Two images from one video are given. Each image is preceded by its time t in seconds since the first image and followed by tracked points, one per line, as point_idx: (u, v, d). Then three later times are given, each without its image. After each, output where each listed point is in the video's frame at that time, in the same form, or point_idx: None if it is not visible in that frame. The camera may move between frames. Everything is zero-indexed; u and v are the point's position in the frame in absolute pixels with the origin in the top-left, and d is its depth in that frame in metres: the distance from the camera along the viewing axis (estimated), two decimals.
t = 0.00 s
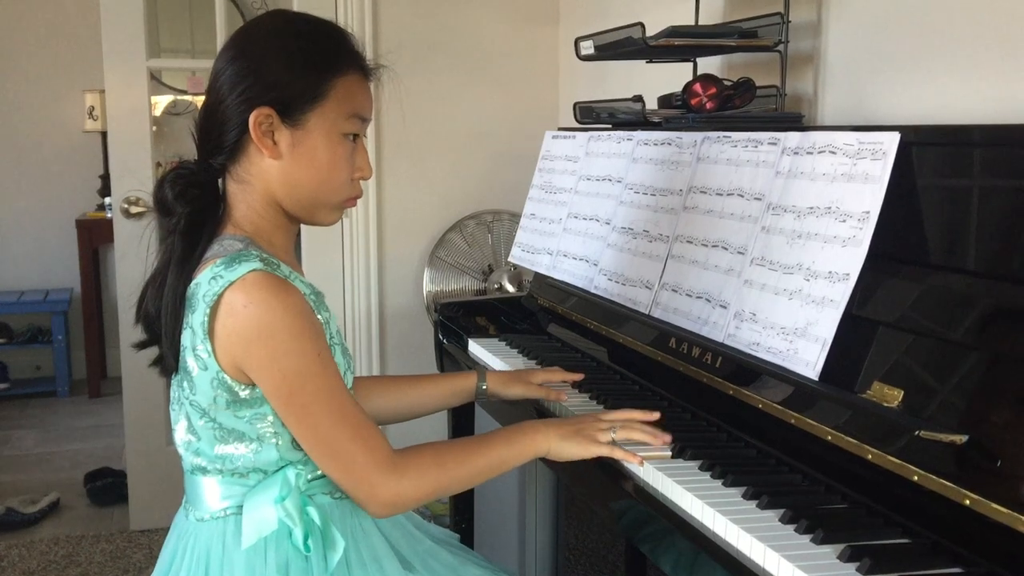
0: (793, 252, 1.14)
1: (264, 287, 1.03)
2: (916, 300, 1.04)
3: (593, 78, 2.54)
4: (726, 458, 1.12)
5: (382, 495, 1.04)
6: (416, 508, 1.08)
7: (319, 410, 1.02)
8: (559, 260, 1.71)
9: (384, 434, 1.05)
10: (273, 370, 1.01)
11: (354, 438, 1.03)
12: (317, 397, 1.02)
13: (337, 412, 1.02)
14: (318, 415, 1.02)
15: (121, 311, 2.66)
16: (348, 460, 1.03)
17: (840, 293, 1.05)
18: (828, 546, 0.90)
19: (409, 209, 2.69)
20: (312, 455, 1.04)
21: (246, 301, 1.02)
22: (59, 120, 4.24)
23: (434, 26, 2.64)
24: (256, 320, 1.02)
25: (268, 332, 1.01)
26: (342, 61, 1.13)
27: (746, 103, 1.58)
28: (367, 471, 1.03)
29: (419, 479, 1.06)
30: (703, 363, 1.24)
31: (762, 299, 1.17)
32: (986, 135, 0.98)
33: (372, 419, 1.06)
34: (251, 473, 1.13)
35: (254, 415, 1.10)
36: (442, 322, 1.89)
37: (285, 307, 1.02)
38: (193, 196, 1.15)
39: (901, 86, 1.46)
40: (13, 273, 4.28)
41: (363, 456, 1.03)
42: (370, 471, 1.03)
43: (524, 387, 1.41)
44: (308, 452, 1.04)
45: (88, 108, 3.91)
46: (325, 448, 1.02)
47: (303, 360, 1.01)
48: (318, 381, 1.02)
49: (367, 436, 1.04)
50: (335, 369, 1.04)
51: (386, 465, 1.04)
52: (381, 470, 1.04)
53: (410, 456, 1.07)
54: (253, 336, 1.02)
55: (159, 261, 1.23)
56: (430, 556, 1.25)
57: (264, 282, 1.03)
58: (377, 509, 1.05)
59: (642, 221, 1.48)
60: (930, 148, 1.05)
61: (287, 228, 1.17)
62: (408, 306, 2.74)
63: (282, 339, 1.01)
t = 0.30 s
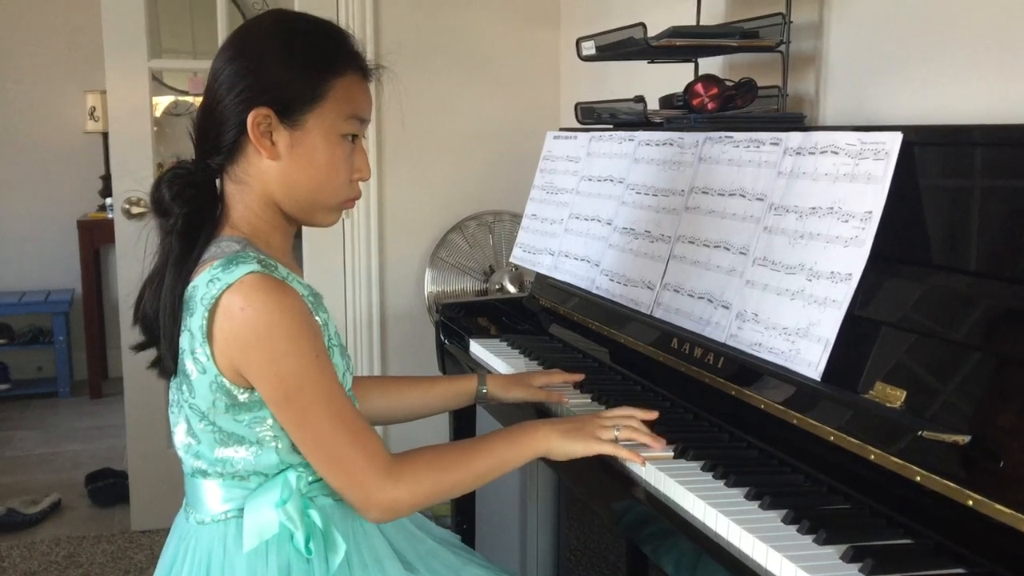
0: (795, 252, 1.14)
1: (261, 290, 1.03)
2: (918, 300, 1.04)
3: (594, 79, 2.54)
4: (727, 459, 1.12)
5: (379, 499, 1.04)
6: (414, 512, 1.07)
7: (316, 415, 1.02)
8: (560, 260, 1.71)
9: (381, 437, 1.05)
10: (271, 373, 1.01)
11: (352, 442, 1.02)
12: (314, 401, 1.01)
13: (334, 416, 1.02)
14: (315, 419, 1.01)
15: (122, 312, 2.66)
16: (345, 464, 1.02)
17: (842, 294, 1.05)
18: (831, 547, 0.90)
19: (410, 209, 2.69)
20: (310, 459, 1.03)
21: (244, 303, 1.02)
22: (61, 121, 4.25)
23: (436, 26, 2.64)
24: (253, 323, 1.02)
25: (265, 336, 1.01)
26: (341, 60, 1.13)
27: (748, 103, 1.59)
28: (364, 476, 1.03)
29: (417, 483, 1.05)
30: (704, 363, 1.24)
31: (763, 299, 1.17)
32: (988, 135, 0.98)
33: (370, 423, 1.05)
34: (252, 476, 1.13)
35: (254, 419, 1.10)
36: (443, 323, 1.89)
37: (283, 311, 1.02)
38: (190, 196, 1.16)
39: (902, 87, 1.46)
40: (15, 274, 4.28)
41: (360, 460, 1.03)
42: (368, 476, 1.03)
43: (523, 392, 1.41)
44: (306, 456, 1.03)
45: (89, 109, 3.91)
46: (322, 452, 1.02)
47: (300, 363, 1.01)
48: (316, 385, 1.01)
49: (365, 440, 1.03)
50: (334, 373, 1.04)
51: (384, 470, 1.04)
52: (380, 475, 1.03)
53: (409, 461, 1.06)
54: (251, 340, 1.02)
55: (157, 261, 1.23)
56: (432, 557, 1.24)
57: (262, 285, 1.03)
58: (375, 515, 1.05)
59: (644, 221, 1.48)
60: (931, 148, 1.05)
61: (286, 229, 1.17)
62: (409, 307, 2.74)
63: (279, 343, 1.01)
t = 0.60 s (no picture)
0: (794, 253, 1.14)
1: (257, 288, 1.03)
2: (918, 301, 1.04)
3: (594, 79, 2.54)
4: (727, 460, 1.12)
5: (382, 498, 1.02)
6: (417, 513, 1.05)
7: (313, 412, 1.00)
8: (560, 261, 1.70)
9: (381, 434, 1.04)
10: (268, 371, 1.01)
11: (350, 440, 1.01)
12: (311, 399, 1.00)
13: (331, 414, 1.01)
14: (313, 416, 1.00)
15: (122, 314, 2.66)
16: (345, 462, 1.00)
17: (841, 295, 1.05)
18: (830, 548, 0.90)
19: (410, 210, 2.69)
20: (309, 459, 1.02)
21: (239, 302, 1.02)
22: (60, 122, 4.25)
23: (435, 27, 2.64)
24: (249, 321, 1.01)
25: (261, 333, 1.01)
26: (340, 61, 1.13)
27: (747, 104, 1.59)
28: (364, 475, 1.01)
29: (419, 482, 1.04)
30: (703, 364, 1.24)
31: (763, 300, 1.17)
32: (987, 136, 0.98)
33: (370, 422, 1.04)
34: (255, 479, 1.13)
35: (255, 422, 1.10)
36: (443, 324, 1.90)
37: (278, 308, 1.02)
38: (188, 197, 1.15)
39: (902, 87, 1.46)
40: (14, 275, 4.28)
41: (359, 458, 1.01)
42: (368, 474, 1.01)
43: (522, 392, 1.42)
44: (306, 455, 1.02)
45: (88, 110, 3.91)
46: (320, 451, 1.01)
47: (295, 361, 1.01)
48: (312, 383, 1.01)
49: (364, 437, 1.02)
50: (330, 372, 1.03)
51: (384, 468, 1.02)
52: (380, 473, 1.02)
53: (411, 459, 1.05)
54: (248, 338, 1.02)
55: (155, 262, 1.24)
56: (435, 559, 1.25)
57: (257, 284, 1.03)
58: (378, 516, 1.03)
59: (644, 222, 1.48)
60: (930, 149, 1.05)
61: (284, 230, 1.17)
62: (409, 307, 2.74)
63: (274, 340, 1.01)
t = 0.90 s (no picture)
0: (791, 254, 1.14)
1: (249, 296, 1.02)
2: (915, 301, 1.04)
3: (592, 80, 2.54)
4: (723, 461, 1.12)
5: (361, 515, 1.01)
6: (395, 531, 1.04)
7: (299, 423, 1.00)
8: (557, 262, 1.71)
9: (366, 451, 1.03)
10: (257, 378, 1.01)
11: (335, 453, 1.00)
12: (298, 409, 1.00)
13: (318, 425, 1.00)
14: (298, 427, 1.00)
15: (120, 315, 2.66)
16: (326, 477, 1.00)
17: (838, 295, 1.06)
18: (827, 548, 0.90)
19: (408, 211, 2.69)
20: (291, 470, 1.02)
21: (232, 308, 1.02)
22: (59, 124, 4.25)
23: (433, 28, 2.64)
24: (241, 328, 1.01)
25: (252, 341, 1.01)
26: (336, 64, 1.13)
27: (744, 105, 1.58)
28: (345, 490, 1.00)
29: (401, 500, 1.03)
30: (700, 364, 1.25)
31: (760, 301, 1.17)
32: (984, 136, 0.98)
33: (355, 438, 1.04)
34: (249, 484, 1.13)
35: (248, 427, 1.10)
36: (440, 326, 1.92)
37: (268, 317, 1.02)
38: (183, 200, 1.16)
39: (898, 88, 1.46)
40: (13, 277, 4.28)
41: (342, 473, 1.00)
42: (349, 489, 1.00)
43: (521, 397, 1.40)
44: (288, 466, 1.02)
45: (87, 112, 3.91)
46: (302, 462, 1.00)
47: (286, 370, 1.00)
48: (301, 393, 1.00)
49: (349, 452, 1.01)
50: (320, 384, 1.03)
51: (366, 484, 1.01)
52: (361, 489, 1.01)
53: (394, 476, 1.04)
54: (238, 344, 1.01)
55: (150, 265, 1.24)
56: (429, 563, 1.25)
57: (250, 291, 1.03)
58: (354, 533, 1.02)
59: (641, 223, 1.48)
60: (927, 150, 1.05)
61: (279, 233, 1.17)
62: (407, 308, 2.74)
63: (264, 348, 1.00)
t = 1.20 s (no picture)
0: (789, 251, 1.14)
1: (251, 293, 1.02)
2: (915, 298, 1.03)
3: (590, 78, 2.54)
4: (722, 458, 1.12)
5: (372, 506, 1.01)
6: (411, 521, 1.04)
7: (305, 416, 1.00)
8: (556, 260, 1.71)
9: (375, 441, 1.03)
10: (261, 374, 1.00)
11: (343, 445, 1.00)
12: (304, 403, 1.00)
13: (326, 418, 1.00)
14: (306, 421, 1.00)
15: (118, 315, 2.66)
16: (335, 470, 1.00)
17: (836, 292, 1.05)
18: (826, 546, 0.90)
19: (407, 210, 2.69)
20: (301, 464, 1.01)
21: (233, 306, 1.02)
22: (57, 124, 4.25)
23: (431, 27, 2.64)
24: (243, 325, 1.01)
25: (254, 337, 1.00)
26: (339, 64, 1.13)
27: (742, 103, 1.58)
28: (356, 482, 1.00)
29: (414, 489, 1.03)
30: (698, 361, 1.25)
31: (758, 298, 1.17)
32: (983, 133, 0.98)
33: (364, 429, 1.03)
34: (248, 484, 1.13)
35: (248, 426, 1.10)
36: (438, 324, 1.92)
37: (271, 312, 1.01)
38: (182, 198, 1.13)
39: (897, 85, 1.46)
40: (12, 277, 4.28)
41: (352, 464, 1.00)
42: (361, 480, 1.00)
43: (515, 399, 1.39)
44: (298, 460, 1.01)
45: (85, 112, 3.91)
46: (312, 456, 1.00)
47: (290, 364, 1.00)
48: (306, 387, 1.00)
49: (358, 443, 1.01)
50: (325, 377, 1.03)
51: (378, 474, 1.01)
52: (373, 480, 1.01)
53: (406, 465, 1.04)
54: (241, 341, 1.01)
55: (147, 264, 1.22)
56: (429, 561, 1.25)
57: (250, 288, 1.03)
58: (370, 523, 1.02)
59: (640, 221, 1.47)
60: (925, 147, 1.05)
61: (278, 232, 1.17)
62: (407, 307, 2.74)
63: (267, 344, 1.00)
